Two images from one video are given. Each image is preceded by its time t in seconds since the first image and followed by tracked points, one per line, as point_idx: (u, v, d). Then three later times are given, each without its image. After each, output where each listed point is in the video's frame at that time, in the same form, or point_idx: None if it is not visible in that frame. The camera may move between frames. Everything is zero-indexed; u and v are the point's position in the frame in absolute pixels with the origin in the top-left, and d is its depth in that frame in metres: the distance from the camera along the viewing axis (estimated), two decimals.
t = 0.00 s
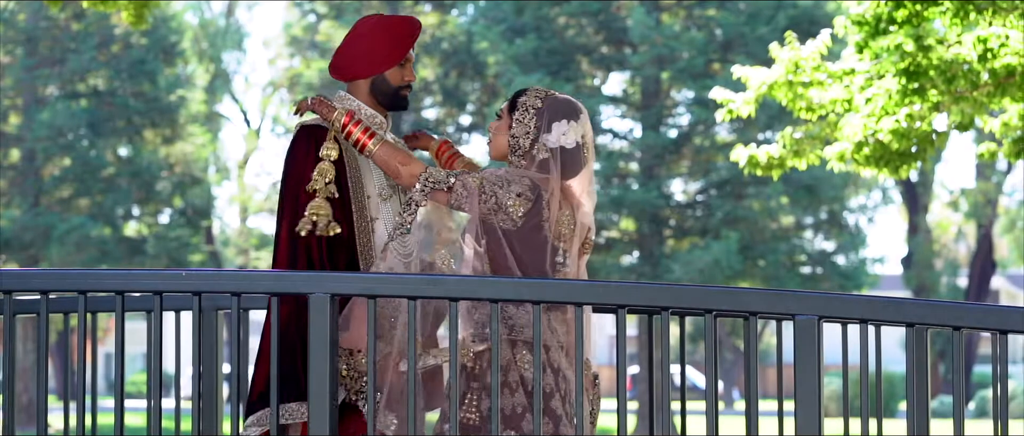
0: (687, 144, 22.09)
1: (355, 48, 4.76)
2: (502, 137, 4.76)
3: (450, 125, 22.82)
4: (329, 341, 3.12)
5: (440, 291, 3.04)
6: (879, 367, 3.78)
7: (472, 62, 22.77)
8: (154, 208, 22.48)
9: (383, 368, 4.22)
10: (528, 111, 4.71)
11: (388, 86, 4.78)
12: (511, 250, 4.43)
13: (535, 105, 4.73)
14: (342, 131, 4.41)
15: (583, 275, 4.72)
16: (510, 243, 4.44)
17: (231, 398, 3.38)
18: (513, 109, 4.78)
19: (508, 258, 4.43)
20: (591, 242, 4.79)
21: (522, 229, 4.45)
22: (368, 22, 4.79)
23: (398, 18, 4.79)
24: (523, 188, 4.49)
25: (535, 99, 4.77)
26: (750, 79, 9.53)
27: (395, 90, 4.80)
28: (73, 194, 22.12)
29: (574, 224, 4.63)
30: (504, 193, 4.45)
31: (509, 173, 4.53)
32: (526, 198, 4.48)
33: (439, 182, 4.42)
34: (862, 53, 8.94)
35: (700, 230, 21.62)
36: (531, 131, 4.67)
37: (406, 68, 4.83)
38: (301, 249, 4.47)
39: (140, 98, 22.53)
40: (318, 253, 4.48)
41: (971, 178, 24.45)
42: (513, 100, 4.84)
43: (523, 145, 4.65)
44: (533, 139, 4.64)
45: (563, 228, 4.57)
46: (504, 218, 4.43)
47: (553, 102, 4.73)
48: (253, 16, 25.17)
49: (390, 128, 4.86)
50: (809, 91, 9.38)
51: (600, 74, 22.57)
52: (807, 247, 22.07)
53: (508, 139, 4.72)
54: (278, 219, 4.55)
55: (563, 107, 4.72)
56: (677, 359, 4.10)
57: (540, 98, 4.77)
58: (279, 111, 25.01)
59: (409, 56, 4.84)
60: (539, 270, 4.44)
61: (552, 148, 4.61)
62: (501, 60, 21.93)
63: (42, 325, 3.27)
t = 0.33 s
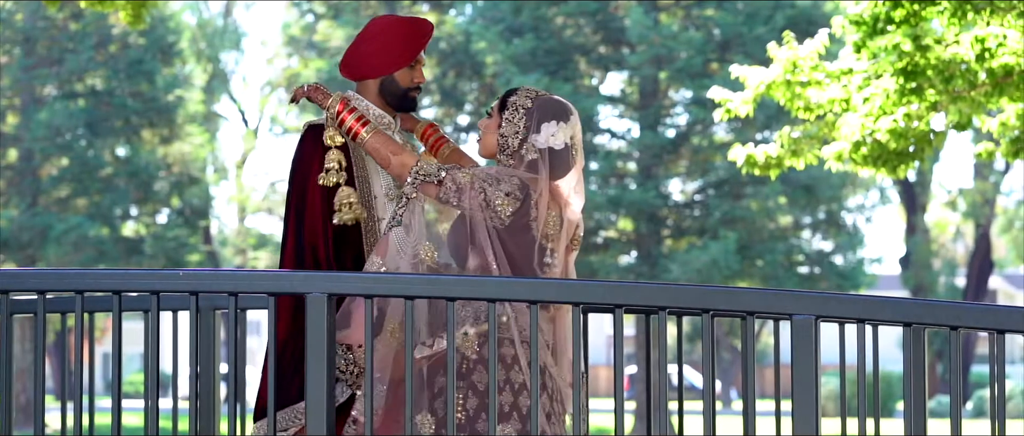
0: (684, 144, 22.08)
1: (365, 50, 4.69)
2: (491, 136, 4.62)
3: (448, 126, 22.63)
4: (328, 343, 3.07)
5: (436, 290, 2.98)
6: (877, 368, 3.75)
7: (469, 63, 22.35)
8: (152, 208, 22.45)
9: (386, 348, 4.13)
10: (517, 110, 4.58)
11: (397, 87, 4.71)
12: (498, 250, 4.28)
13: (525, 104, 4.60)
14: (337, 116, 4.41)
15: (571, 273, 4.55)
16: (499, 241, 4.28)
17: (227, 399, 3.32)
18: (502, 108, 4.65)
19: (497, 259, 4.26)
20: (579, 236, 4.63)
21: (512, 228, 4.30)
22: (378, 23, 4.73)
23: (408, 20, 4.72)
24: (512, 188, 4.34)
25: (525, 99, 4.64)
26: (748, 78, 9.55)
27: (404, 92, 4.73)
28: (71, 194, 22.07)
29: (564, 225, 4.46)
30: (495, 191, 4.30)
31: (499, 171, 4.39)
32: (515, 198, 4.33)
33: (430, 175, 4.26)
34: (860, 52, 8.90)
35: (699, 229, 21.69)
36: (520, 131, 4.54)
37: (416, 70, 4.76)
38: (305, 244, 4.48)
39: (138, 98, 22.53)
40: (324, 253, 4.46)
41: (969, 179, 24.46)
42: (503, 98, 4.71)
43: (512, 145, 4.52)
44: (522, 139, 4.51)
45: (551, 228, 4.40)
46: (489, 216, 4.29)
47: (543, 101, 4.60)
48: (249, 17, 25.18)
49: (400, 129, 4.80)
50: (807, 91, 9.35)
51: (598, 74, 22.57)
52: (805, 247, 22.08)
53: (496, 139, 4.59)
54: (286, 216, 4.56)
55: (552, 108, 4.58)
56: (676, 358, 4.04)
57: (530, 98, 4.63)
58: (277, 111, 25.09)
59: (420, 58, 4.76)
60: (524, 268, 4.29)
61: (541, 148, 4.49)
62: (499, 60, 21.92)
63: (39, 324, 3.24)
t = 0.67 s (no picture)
0: (681, 143, 21.98)
1: (374, 50, 4.30)
2: (480, 134, 4.42)
3: (445, 125, 22.23)
4: (324, 341, 3.03)
5: (429, 289, 2.94)
6: (873, 368, 3.72)
7: (466, 63, 22.23)
8: (148, 208, 22.42)
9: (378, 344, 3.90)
10: (507, 110, 4.39)
11: (403, 90, 4.33)
12: (492, 246, 4.05)
13: (515, 104, 4.41)
14: (333, 105, 4.14)
15: (561, 272, 4.45)
16: (491, 239, 4.05)
17: (224, 400, 3.29)
18: (492, 108, 4.45)
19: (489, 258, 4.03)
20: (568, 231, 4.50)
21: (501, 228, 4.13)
22: (387, 22, 4.34)
23: (418, 22, 4.34)
24: (500, 187, 4.17)
25: (516, 99, 4.45)
26: (744, 78, 9.55)
27: (408, 94, 4.34)
28: (66, 193, 21.98)
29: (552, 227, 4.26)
30: (481, 188, 4.13)
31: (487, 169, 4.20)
32: (502, 197, 4.17)
33: (420, 170, 4.10)
34: (856, 52, 8.86)
35: (694, 229, 21.63)
36: (508, 131, 4.36)
37: (423, 72, 4.37)
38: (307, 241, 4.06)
39: (133, 98, 22.51)
40: (329, 251, 4.05)
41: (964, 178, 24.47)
42: (494, 97, 4.51)
43: (500, 144, 4.33)
44: (510, 139, 4.33)
45: (537, 229, 4.26)
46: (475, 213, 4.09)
47: (532, 102, 4.42)
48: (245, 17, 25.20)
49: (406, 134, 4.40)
50: (803, 90, 9.36)
51: (594, 74, 22.67)
52: (801, 247, 22.08)
53: (485, 137, 4.40)
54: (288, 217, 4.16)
55: (543, 109, 4.41)
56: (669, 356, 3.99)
57: (521, 98, 4.45)
58: (273, 111, 24.90)
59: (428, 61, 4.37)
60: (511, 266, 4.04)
61: (528, 150, 4.31)
62: (495, 59, 21.91)
63: (35, 324, 3.22)
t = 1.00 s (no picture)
0: (681, 143, 22.01)
1: (384, 50, 4.19)
2: (474, 133, 4.36)
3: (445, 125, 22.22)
4: (323, 341, 3.03)
5: (429, 289, 2.95)
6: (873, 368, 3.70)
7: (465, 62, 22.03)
8: (148, 208, 22.42)
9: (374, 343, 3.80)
10: (502, 110, 4.33)
11: (412, 92, 4.23)
12: (496, 243, 3.96)
13: (511, 105, 4.34)
14: (337, 95, 4.09)
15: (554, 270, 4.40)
16: (492, 236, 3.97)
17: (223, 400, 3.29)
18: (488, 107, 4.38)
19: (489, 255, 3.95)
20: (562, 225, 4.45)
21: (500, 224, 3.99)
22: (400, 23, 4.23)
23: (428, 22, 4.22)
24: (494, 187, 4.09)
25: (512, 99, 4.38)
26: (744, 78, 9.54)
27: (417, 96, 4.24)
28: (66, 194, 21.98)
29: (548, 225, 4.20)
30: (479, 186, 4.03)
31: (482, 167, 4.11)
32: (496, 197, 4.09)
33: (416, 167, 3.94)
34: (856, 52, 8.86)
35: (694, 229, 21.61)
36: (503, 131, 4.29)
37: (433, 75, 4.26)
38: (315, 238, 4.09)
39: (133, 98, 22.50)
40: (340, 247, 4.09)
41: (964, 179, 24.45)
42: (489, 97, 4.44)
43: (494, 144, 4.27)
44: (504, 140, 4.27)
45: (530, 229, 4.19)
46: (467, 212, 3.98)
47: (528, 103, 4.35)
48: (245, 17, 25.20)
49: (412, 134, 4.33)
50: (803, 90, 9.35)
51: (593, 74, 22.69)
52: (801, 247, 22.08)
53: (480, 136, 4.34)
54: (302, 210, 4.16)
55: (539, 111, 4.35)
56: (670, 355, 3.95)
57: (517, 98, 4.38)
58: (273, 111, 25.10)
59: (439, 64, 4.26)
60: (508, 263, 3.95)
61: (522, 151, 4.24)
62: (495, 59, 21.88)
63: (36, 323, 3.22)
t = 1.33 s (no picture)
0: (679, 143, 22.01)
1: (390, 49, 4.15)
2: (466, 131, 4.19)
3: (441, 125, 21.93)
4: (320, 341, 3.02)
5: (427, 289, 2.95)
6: (871, 368, 3.68)
7: (463, 62, 22.01)
8: (145, 208, 22.37)
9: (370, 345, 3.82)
10: (495, 111, 4.16)
11: (416, 93, 4.19)
12: (493, 242, 3.96)
13: (505, 105, 4.17)
14: (341, 87, 4.07)
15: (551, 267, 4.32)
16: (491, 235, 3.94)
17: (220, 400, 3.29)
18: (482, 106, 4.20)
19: (487, 255, 3.95)
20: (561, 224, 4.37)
21: (496, 224, 3.98)
22: (409, 24, 4.19)
23: (436, 25, 4.18)
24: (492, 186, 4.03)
25: (506, 99, 4.20)
26: (742, 77, 9.50)
27: (423, 98, 4.20)
28: (64, 193, 22.01)
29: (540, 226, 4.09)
30: (475, 184, 3.99)
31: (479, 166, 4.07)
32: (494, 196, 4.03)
33: (414, 165, 3.95)
34: (853, 51, 8.89)
35: (692, 229, 21.62)
36: (497, 131, 4.14)
37: (438, 77, 4.22)
38: (317, 239, 4.09)
39: (130, 98, 22.42)
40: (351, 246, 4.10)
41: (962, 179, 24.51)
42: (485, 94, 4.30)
43: (485, 143, 4.12)
44: (497, 140, 4.12)
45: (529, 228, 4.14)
46: (461, 211, 3.96)
47: (523, 103, 4.20)
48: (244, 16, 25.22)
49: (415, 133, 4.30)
50: (800, 90, 9.32)
51: (590, 74, 22.66)
52: (798, 247, 22.07)
53: (472, 135, 4.17)
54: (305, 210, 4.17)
55: (532, 112, 4.20)
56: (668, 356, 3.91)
57: (511, 98, 4.21)
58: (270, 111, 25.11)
59: (444, 67, 4.21)
60: (505, 264, 3.96)
61: (514, 153, 4.11)
62: (493, 59, 21.86)
63: (32, 323, 3.21)
